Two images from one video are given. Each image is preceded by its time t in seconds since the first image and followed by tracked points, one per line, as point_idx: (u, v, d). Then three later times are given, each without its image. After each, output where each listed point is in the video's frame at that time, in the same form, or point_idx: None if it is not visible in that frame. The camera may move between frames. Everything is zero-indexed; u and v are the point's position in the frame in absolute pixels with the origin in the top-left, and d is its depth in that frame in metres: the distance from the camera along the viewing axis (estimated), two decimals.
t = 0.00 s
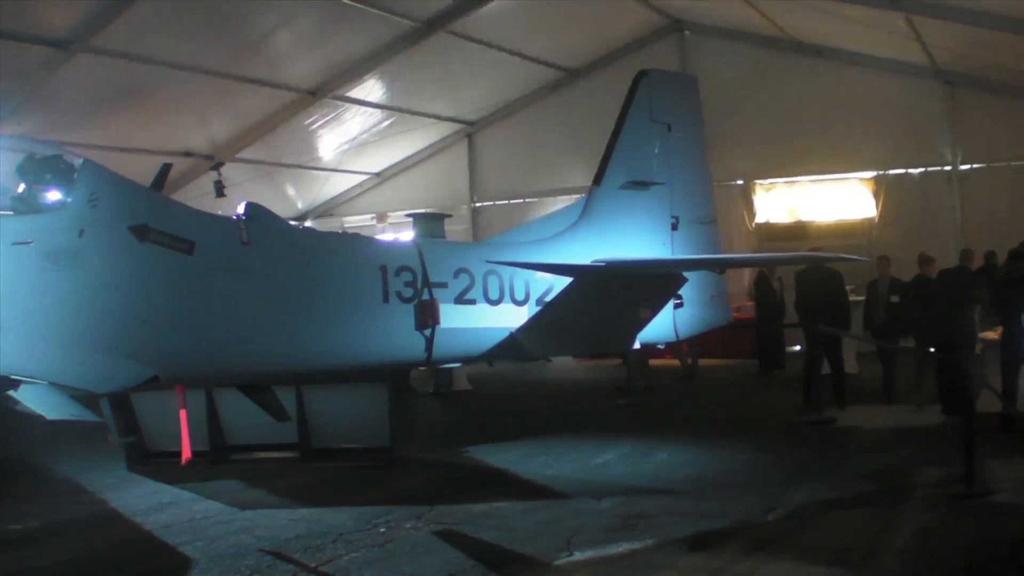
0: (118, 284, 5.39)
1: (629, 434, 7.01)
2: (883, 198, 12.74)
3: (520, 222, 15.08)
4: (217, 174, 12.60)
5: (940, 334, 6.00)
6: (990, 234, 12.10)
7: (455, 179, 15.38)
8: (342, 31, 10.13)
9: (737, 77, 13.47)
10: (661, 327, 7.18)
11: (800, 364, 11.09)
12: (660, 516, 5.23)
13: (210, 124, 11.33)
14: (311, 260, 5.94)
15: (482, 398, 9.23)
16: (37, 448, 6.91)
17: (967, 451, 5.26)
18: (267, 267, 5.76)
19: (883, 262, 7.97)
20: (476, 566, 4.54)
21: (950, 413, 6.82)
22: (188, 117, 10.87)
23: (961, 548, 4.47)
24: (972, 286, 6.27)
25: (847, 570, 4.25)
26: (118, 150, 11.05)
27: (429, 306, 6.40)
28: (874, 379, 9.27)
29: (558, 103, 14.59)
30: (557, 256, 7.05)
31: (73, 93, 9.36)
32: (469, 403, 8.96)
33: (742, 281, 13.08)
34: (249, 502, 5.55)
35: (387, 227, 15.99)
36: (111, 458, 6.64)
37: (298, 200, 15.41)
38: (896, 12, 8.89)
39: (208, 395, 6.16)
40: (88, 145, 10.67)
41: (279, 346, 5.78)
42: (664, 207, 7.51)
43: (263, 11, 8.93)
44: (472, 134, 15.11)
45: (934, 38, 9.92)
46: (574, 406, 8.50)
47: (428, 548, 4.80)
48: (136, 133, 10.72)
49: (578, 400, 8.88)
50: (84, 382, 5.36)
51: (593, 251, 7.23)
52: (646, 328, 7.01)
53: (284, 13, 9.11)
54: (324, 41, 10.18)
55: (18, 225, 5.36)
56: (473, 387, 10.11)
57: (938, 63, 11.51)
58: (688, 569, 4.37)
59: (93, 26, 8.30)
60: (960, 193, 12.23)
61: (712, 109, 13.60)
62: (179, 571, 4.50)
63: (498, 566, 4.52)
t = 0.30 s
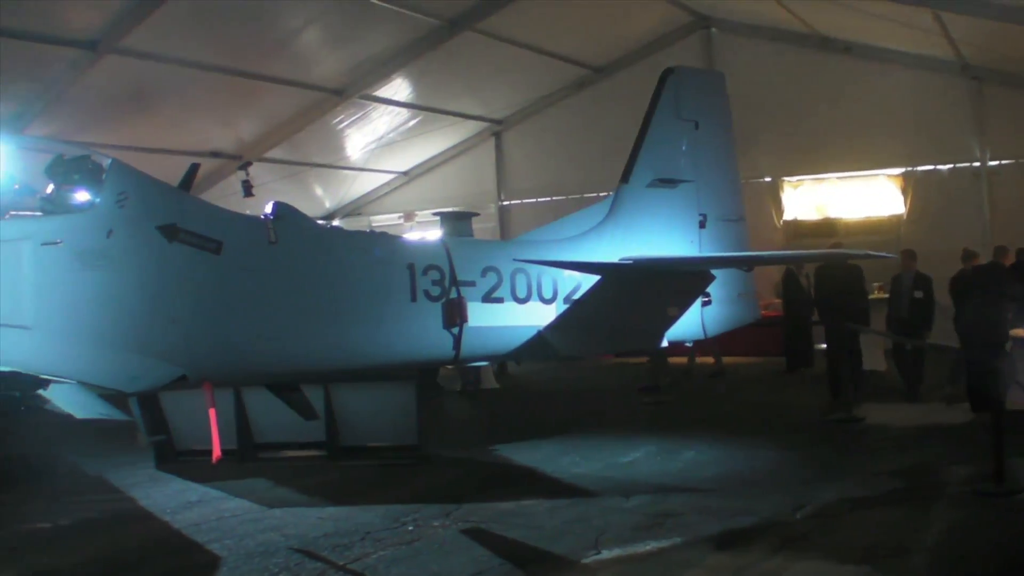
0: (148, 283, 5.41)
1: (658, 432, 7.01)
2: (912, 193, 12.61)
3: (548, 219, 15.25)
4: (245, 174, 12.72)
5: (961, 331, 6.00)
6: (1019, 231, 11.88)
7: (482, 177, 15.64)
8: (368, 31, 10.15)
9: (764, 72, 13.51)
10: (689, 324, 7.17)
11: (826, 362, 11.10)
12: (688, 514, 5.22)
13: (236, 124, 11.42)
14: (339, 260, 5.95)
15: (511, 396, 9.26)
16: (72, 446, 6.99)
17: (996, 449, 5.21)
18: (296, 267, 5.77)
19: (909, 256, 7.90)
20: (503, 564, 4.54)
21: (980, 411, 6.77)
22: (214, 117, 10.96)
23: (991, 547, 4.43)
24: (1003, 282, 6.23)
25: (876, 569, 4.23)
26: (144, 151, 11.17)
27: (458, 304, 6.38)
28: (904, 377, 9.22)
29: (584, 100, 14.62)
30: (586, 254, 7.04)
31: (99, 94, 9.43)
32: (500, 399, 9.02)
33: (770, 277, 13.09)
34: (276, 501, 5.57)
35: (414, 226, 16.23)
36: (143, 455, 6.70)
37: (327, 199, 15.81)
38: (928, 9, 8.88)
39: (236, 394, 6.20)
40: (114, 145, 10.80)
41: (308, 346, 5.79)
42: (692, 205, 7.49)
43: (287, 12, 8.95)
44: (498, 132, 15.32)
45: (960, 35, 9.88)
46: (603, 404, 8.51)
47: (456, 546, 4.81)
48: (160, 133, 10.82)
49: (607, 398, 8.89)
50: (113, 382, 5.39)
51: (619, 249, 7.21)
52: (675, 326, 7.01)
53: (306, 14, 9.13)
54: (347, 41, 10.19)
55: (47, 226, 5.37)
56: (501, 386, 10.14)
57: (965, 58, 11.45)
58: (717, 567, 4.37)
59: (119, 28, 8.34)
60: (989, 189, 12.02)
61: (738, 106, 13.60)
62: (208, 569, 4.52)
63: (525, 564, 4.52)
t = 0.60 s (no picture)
0: (169, 283, 5.43)
1: (680, 431, 7.00)
2: (933, 193, 12.55)
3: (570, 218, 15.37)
4: (266, 175, 12.83)
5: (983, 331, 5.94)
6: None
7: (503, 176, 15.71)
8: (388, 31, 10.16)
9: (784, 70, 13.43)
10: (710, 323, 7.18)
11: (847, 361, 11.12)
12: (709, 514, 5.21)
13: (257, 124, 11.48)
14: (360, 259, 5.96)
15: (532, 395, 9.25)
16: (96, 446, 7.03)
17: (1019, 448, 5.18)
18: (317, 266, 5.79)
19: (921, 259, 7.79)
20: (524, 564, 4.54)
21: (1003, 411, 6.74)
22: (234, 119, 11.02)
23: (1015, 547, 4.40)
24: None
25: (898, 569, 4.21)
26: (163, 151, 11.24)
27: (478, 304, 6.41)
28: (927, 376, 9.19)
29: (604, 100, 14.63)
30: (608, 254, 7.03)
31: (119, 96, 9.46)
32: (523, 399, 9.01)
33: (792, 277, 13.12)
34: (297, 500, 5.57)
35: (435, 226, 16.40)
36: (166, 454, 6.72)
37: (347, 199, 15.97)
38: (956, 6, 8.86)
39: (259, 394, 6.21)
40: (133, 146, 10.86)
41: (330, 345, 5.81)
42: (713, 204, 7.47)
43: (306, 14, 8.97)
44: (519, 132, 15.41)
45: (983, 32, 9.84)
46: (625, 403, 8.50)
47: (477, 545, 4.82)
48: (179, 135, 10.88)
49: (628, 396, 8.88)
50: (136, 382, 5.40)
51: (641, 249, 7.20)
52: (697, 325, 7.03)
53: (326, 15, 9.14)
54: (367, 42, 10.22)
55: (69, 226, 5.35)
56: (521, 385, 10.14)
57: (986, 55, 11.41)
58: (739, 566, 4.36)
59: (139, 30, 8.36)
60: (1011, 188, 11.94)
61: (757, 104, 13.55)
62: (230, 568, 4.54)
63: (547, 564, 4.51)
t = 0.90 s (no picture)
0: (188, 284, 5.44)
1: (698, 432, 6.99)
2: (952, 192, 12.49)
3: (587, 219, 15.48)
4: (284, 175, 12.93)
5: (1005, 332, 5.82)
6: None
7: (521, 177, 15.85)
8: (405, 32, 10.18)
9: (802, 68, 13.50)
10: (728, 323, 7.16)
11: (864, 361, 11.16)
12: (727, 514, 5.20)
13: (275, 124, 11.54)
14: (378, 259, 5.97)
15: (550, 396, 9.25)
16: (116, 446, 7.06)
17: None
18: (335, 266, 5.80)
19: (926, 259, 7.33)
20: (541, 564, 4.54)
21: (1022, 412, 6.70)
22: (250, 119, 11.07)
23: None
24: None
25: (916, 569, 4.19)
26: (180, 151, 11.32)
27: (496, 304, 6.40)
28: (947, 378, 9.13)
29: (620, 100, 14.73)
30: (625, 254, 7.03)
31: (136, 97, 9.51)
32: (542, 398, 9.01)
33: (810, 277, 13.20)
34: (314, 500, 5.58)
35: (452, 227, 16.46)
36: (184, 454, 6.74)
37: (365, 199, 16.13)
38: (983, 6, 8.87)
39: (276, 394, 6.23)
40: (149, 146, 10.93)
41: (348, 345, 5.82)
42: (730, 205, 7.46)
43: (322, 15, 8.98)
44: (536, 132, 15.51)
45: (1001, 31, 9.82)
46: (644, 404, 8.50)
47: (496, 545, 4.82)
48: (195, 136, 10.94)
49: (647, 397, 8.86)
50: (155, 382, 5.39)
51: (658, 249, 7.19)
52: (715, 325, 7.03)
53: (342, 17, 9.16)
54: (386, 43, 10.24)
55: (87, 228, 5.35)
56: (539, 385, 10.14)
57: (1004, 54, 11.38)
58: (757, 566, 4.35)
59: (156, 32, 8.38)
60: None
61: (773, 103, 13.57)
62: (248, 568, 4.54)
63: (564, 564, 4.51)
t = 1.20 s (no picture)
0: (207, 283, 5.45)
1: (717, 431, 6.98)
2: (971, 192, 12.46)
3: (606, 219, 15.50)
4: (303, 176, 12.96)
5: None
6: None
7: (539, 177, 15.88)
8: (423, 33, 10.17)
9: (820, 67, 13.50)
10: (748, 322, 7.14)
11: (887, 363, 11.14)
12: (746, 514, 5.19)
13: (294, 125, 11.58)
14: (396, 259, 5.99)
15: (569, 396, 9.24)
16: (138, 445, 7.10)
17: None
18: (354, 266, 5.82)
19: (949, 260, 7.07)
20: (561, 564, 4.54)
21: None
22: (269, 120, 11.10)
23: None
24: None
25: (935, 570, 4.18)
26: (200, 152, 11.37)
27: (515, 305, 6.45)
28: (969, 379, 9.08)
29: (639, 100, 14.76)
30: (643, 253, 7.02)
31: (153, 99, 9.57)
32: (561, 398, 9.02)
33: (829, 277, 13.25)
34: (333, 499, 5.59)
35: (471, 227, 16.57)
36: (205, 453, 6.77)
37: (384, 200, 16.20)
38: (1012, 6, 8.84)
39: (295, 393, 6.22)
40: (167, 146, 11.01)
41: (366, 345, 5.85)
42: (750, 204, 7.44)
43: (339, 16, 8.97)
44: (555, 132, 15.55)
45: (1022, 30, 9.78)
46: (665, 403, 8.48)
47: (515, 545, 4.83)
48: (212, 137, 10.99)
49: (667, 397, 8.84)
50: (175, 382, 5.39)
51: (678, 249, 7.18)
52: (733, 325, 7.01)
53: (360, 18, 9.16)
54: (405, 43, 10.25)
55: (108, 229, 5.30)
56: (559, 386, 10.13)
57: None
58: (776, 566, 4.34)
59: (174, 33, 8.41)
60: None
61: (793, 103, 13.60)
62: (267, 567, 4.56)
63: (584, 564, 4.52)
